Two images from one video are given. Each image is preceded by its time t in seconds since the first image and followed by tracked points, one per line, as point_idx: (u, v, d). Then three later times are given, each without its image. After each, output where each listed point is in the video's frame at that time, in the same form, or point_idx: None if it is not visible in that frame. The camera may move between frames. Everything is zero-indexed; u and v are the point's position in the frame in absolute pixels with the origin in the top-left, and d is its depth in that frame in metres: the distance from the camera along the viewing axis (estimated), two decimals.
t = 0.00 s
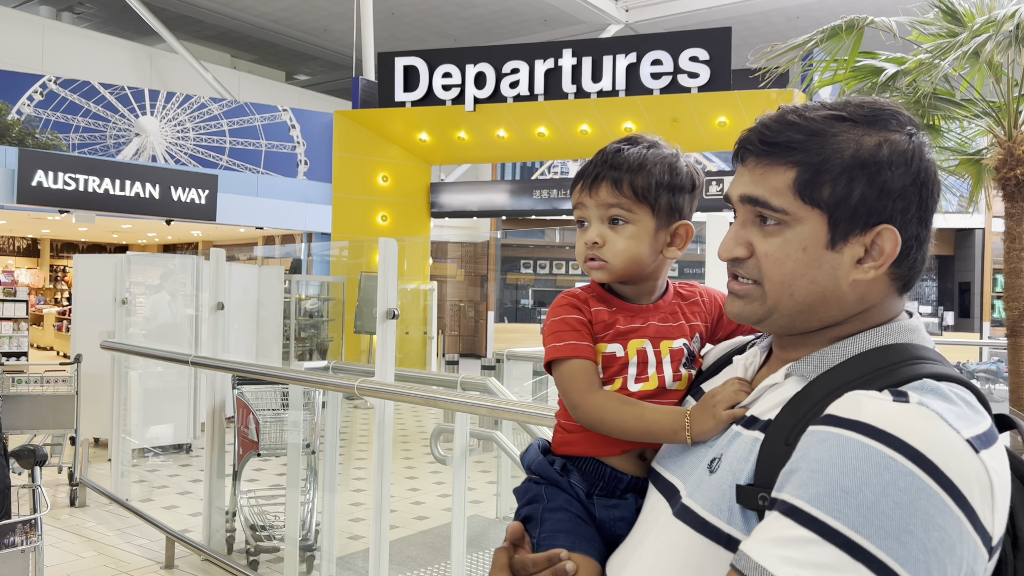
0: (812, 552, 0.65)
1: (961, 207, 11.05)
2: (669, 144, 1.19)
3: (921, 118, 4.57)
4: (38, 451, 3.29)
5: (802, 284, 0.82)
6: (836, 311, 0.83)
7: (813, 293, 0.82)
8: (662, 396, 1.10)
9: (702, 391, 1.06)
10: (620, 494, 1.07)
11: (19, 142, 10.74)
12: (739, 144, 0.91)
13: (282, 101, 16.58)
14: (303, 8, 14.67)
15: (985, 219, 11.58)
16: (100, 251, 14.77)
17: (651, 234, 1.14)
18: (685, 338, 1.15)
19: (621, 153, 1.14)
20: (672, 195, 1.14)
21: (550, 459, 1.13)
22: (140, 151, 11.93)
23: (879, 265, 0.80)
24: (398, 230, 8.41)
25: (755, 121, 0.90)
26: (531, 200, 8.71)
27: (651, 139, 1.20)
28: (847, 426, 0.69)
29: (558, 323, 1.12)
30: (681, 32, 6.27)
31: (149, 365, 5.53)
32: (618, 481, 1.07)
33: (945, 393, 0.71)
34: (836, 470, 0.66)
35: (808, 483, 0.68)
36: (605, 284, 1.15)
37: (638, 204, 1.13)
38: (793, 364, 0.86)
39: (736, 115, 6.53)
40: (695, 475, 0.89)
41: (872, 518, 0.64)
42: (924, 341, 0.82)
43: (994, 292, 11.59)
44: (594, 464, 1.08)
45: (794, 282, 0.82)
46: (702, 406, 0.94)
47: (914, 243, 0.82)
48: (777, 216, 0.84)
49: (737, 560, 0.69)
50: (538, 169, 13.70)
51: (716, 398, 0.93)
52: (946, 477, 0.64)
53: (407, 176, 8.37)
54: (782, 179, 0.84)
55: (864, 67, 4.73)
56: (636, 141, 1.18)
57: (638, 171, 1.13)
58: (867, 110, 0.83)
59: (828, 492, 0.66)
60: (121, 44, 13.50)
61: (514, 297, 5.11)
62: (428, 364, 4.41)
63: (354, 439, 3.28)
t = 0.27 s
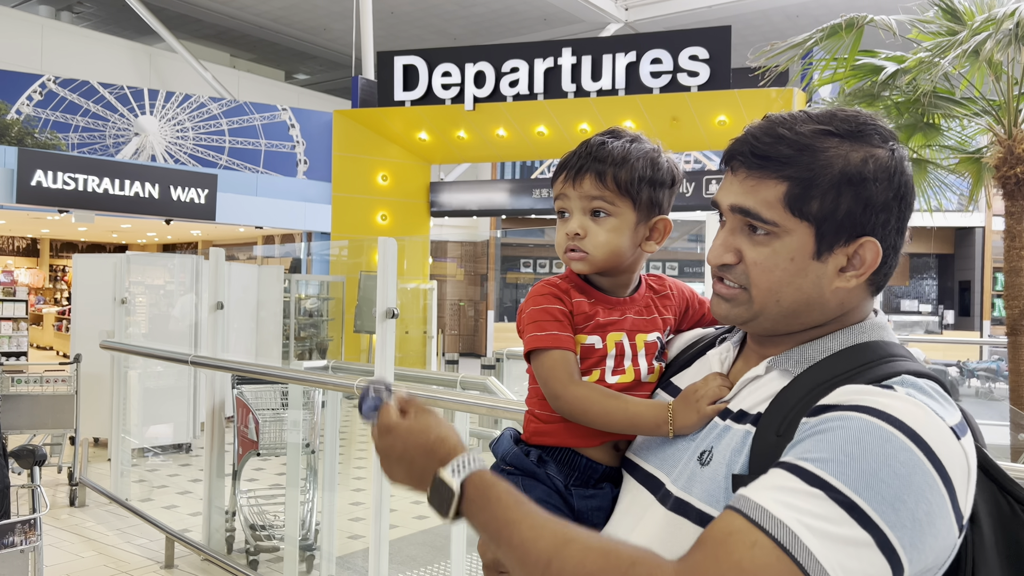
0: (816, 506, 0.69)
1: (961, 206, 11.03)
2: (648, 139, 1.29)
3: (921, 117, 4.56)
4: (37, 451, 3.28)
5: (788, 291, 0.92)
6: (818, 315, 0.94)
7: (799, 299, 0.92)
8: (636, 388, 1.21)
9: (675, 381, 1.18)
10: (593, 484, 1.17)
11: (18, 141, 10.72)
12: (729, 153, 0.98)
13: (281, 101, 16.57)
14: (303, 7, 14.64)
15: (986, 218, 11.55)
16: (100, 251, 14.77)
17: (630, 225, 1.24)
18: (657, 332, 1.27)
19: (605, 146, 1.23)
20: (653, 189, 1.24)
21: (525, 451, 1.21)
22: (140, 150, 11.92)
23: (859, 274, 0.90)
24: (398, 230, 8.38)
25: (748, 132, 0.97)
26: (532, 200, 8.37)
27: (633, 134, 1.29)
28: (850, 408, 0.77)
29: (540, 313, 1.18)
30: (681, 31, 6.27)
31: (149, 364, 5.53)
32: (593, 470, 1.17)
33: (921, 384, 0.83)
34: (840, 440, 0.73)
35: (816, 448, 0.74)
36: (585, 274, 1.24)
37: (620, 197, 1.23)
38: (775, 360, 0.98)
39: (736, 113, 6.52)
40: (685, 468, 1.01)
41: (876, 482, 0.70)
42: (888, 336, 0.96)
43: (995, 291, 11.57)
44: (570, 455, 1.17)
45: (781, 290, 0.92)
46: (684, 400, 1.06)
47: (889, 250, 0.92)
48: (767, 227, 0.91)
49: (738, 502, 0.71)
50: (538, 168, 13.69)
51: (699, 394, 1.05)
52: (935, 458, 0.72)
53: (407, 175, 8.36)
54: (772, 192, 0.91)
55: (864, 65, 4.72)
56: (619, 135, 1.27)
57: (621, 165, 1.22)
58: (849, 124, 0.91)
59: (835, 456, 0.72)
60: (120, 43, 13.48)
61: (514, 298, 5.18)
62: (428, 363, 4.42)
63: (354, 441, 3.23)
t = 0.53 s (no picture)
0: (827, 487, 0.78)
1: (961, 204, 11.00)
2: (629, 133, 1.30)
3: (921, 115, 4.54)
4: (36, 451, 3.28)
5: (810, 290, 0.99)
6: (828, 313, 1.02)
7: (817, 298, 0.99)
8: (633, 382, 1.23)
9: (667, 379, 1.21)
10: (596, 481, 1.18)
11: (18, 141, 10.72)
12: (748, 155, 1.04)
13: (281, 100, 16.56)
14: (302, 6, 14.64)
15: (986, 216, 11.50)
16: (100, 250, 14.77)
17: (620, 219, 1.24)
18: (649, 327, 1.30)
19: (589, 143, 1.23)
20: (639, 182, 1.24)
21: (532, 445, 1.18)
22: (140, 150, 11.92)
23: (867, 270, 1.00)
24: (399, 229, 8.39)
25: (765, 136, 1.03)
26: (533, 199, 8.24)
27: (613, 127, 1.30)
28: (854, 395, 0.86)
29: (541, 305, 1.18)
30: (681, 29, 6.27)
31: (149, 364, 5.53)
32: (598, 467, 1.18)
33: (914, 374, 0.91)
34: (847, 426, 0.82)
35: (825, 436, 0.82)
36: (578, 270, 1.24)
37: (608, 192, 1.22)
38: (770, 354, 1.05)
39: (736, 112, 6.51)
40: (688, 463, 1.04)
41: (881, 463, 0.78)
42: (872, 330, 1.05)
43: (995, 289, 11.53)
44: (577, 451, 1.17)
45: (804, 289, 0.99)
46: (686, 397, 1.09)
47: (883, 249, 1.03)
48: (792, 229, 0.98)
49: (756, 495, 0.79)
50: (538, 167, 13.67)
51: (701, 391, 1.08)
52: (934, 438, 0.81)
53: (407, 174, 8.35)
54: (798, 195, 0.98)
55: (864, 63, 4.71)
56: (599, 129, 1.27)
57: (607, 159, 1.22)
58: (852, 130, 1.01)
59: (843, 442, 0.81)
60: (119, 42, 13.46)
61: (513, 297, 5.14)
62: (428, 362, 4.43)
63: (354, 438, 3.32)
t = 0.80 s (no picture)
0: (859, 487, 0.78)
1: (962, 202, 10.99)
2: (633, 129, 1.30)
3: (922, 113, 4.52)
4: (35, 450, 3.28)
5: (816, 286, 0.99)
6: (829, 312, 1.02)
7: (822, 295, 0.99)
8: (636, 381, 1.23)
9: (663, 379, 1.23)
10: (608, 484, 1.18)
11: (18, 140, 10.72)
12: (761, 152, 1.04)
13: (281, 99, 16.56)
14: (302, 6, 14.63)
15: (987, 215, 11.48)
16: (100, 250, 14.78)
17: (625, 214, 1.24)
18: (645, 327, 1.32)
19: (597, 136, 1.23)
20: (644, 178, 1.25)
21: (551, 449, 1.16)
22: (140, 149, 11.93)
23: (869, 271, 1.00)
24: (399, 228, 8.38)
25: (778, 133, 1.03)
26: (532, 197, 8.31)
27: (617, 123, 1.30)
28: (874, 392, 0.86)
29: (553, 295, 1.17)
30: (681, 28, 6.26)
31: (150, 363, 5.53)
32: (609, 469, 1.18)
33: (922, 371, 0.92)
34: (874, 424, 0.82)
35: (849, 436, 0.83)
36: (583, 265, 1.24)
37: (615, 186, 1.22)
38: (777, 350, 1.04)
39: (736, 111, 6.51)
40: (705, 462, 1.04)
41: (910, 459, 0.78)
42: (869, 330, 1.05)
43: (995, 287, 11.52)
44: (591, 454, 1.17)
45: (811, 285, 0.99)
46: (696, 397, 1.08)
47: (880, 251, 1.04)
48: (804, 225, 0.98)
49: (791, 497, 0.80)
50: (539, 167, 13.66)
51: (713, 387, 1.07)
52: (955, 432, 0.81)
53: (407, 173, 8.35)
54: (812, 192, 0.98)
55: (864, 62, 4.72)
56: (604, 124, 1.28)
57: (614, 153, 1.22)
58: (862, 133, 1.02)
59: (869, 440, 0.81)
60: (119, 41, 13.46)
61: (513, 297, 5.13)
62: (428, 361, 4.43)
63: (354, 438, 3.33)
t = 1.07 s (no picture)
0: (896, 509, 0.78)
1: (962, 201, 10.97)
2: (619, 148, 1.30)
3: (922, 112, 4.52)
4: (36, 450, 3.28)
5: (846, 296, 1.02)
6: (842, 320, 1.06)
7: (847, 303, 1.03)
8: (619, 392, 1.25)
9: (654, 377, 1.24)
10: (595, 494, 1.20)
11: (18, 140, 10.72)
12: (807, 153, 1.03)
13: (282, 98, 16.57)
14: (302, 5, 14.63)
15: (987, 213, 11.47)
16: (101, 250, 14.79)
17: (611, 236, 1.25)
18: (626, 336, 1.32)
19: (586, 155, 1.23)
20: (631, 200, 1.26)
21: (527, 471, 1.20)
22: (140, 149, 11.94)
23: (875, 277, 1.06)
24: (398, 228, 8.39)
25: (826, 136, 1.03)
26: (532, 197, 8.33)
27: (607, 141, 1.31)
28: (896, 405, 0.85)
29: (532, 320, 1.18)
30: (680, 27, 6.26)
31: (149, 362, 5.53)
32: (592, 481, 1.20)
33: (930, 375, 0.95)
34: (903, 440, 0.81)
35: (876, 453, 0.82)
36: (563, 284, 1.24)
37: (603, 208, 1.23)
38: (788, 354, 1.06)
39: (736, 110, 6.51)
40: (716, 464, 1.04)
41: (943, 478, 0.78)
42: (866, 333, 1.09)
43: (996, 286, 11.52)
44: (570, 468, 1.19)
45: (843, 294, 1.01)
46: (694, 396, 1.09)
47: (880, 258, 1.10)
48: (846, 234, 1.00)
49: (828, 523, 0.80)
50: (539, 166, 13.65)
51: (712, 391, 1.08)
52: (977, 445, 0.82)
53: (407, 173, 8.36)
54: (859, 203, 1.00)
55: (864, 61, 4.73)
56: (596, 141, 1.28)
57: (605, 173, 1.23)
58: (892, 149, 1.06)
59: (900, 459, 0.80)
60: (119, 41, 13.46)
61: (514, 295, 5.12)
62: (429, 361, 4.44)
63: (354, 437, 3.34)
